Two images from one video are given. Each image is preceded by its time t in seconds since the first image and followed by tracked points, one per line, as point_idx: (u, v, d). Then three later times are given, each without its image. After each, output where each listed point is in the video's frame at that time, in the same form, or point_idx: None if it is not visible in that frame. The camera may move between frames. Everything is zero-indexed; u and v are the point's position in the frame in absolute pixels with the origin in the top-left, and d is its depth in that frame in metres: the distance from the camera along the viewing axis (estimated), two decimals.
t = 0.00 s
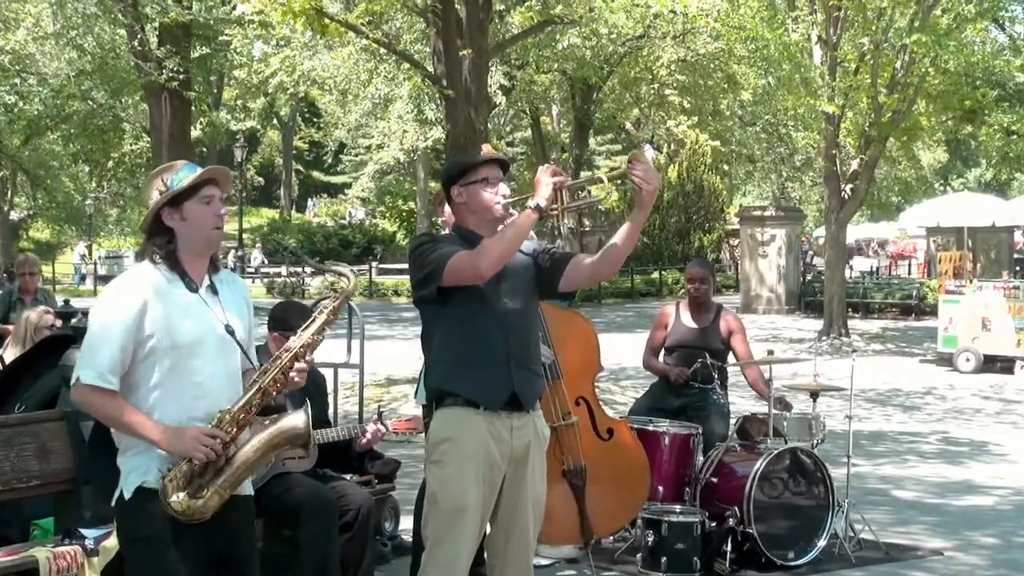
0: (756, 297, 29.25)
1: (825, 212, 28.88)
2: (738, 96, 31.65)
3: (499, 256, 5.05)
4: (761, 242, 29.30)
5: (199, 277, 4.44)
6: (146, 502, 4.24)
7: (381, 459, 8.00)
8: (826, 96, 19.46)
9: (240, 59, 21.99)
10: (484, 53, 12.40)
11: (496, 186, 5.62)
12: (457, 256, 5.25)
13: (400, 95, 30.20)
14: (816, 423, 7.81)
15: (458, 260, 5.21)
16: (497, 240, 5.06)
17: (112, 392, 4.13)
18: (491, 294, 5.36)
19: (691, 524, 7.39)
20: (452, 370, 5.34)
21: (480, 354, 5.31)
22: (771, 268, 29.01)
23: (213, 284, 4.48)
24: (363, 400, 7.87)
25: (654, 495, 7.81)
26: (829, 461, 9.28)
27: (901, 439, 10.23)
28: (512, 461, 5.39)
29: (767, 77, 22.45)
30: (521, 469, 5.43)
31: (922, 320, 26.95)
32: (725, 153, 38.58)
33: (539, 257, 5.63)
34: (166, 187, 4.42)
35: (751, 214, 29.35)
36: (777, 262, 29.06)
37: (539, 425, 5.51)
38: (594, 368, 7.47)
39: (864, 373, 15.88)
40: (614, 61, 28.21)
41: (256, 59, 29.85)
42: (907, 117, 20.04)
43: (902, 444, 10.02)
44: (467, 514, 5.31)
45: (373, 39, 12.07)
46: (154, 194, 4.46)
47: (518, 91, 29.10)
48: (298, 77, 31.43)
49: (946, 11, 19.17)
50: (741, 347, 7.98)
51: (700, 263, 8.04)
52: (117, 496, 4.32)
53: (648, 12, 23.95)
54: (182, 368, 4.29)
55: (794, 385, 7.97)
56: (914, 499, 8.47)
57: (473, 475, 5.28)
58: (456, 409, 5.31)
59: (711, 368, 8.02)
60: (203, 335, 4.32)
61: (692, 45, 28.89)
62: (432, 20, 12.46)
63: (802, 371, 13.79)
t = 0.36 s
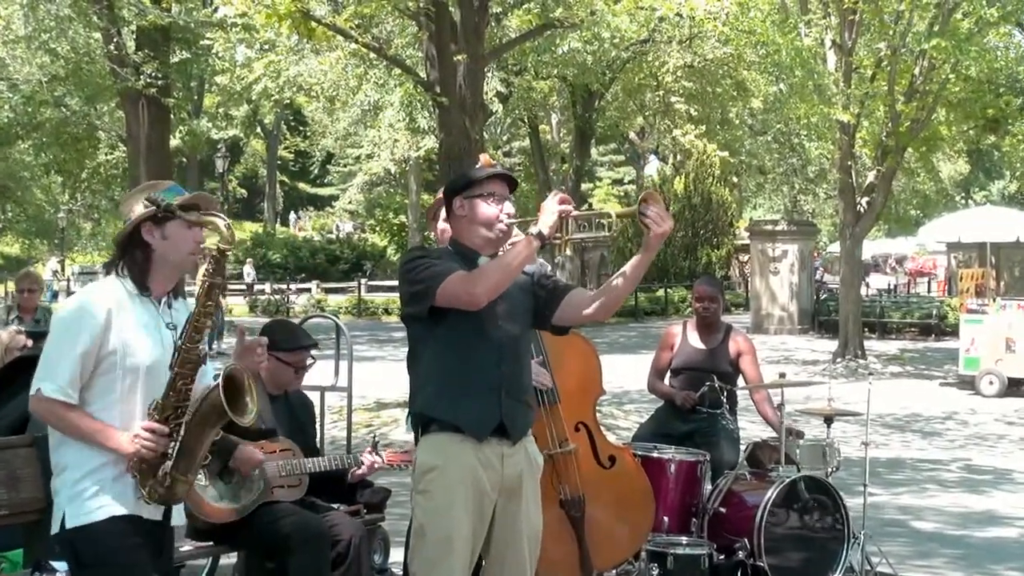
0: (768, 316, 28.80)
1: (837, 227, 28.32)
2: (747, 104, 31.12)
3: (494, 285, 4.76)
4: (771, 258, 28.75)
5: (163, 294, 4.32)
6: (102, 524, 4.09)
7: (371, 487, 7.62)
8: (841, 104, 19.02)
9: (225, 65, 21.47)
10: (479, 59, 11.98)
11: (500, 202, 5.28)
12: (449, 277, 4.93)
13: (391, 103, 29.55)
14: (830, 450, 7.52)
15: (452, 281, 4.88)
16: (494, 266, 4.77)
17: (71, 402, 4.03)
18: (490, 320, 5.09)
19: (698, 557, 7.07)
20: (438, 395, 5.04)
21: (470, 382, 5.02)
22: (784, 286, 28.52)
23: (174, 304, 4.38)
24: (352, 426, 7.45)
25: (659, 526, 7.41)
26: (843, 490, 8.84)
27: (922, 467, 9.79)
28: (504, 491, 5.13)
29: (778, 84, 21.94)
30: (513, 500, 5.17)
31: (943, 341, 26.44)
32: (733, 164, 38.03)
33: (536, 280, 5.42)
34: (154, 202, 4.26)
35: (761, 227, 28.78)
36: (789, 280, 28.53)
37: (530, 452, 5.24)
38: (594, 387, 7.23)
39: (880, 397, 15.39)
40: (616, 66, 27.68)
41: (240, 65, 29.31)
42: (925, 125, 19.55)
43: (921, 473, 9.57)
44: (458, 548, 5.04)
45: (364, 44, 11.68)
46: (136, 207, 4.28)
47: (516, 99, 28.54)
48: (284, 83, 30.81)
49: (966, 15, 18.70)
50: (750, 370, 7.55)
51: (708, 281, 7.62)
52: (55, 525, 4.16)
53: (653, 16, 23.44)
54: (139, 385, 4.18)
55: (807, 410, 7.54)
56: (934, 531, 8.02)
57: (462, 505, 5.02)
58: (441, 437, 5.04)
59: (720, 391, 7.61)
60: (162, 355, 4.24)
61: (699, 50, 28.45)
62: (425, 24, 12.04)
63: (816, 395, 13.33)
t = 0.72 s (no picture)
0: (788, 332, 28.34)
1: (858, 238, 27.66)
2: (765, 108, 30.60)
3: (496, 295, 4.43)
4: (791, 270, 28.19)
5: (120, 306, 4.15)
6: (35, 555, 3.95)
7: (366, 512, 7.13)
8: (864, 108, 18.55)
9: (215, 65, 21.01)
10: (483, 59, 11.59)
11: (502, 213, 4.90)
12: (449, 285, 4.60)
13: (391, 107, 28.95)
14: (854, 472, 7.09)
15: (452, 290, 4.56)
16: (494, 276, 4.43)
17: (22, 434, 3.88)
18: (492, 334, 4.73)
19: None
20: (437, 410, 4.70)
21: (472, 398, 4.67)
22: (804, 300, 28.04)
23: (139, 317, 4.21)
24: (346, 447, 6.97)
25: (672, 554, 7.07)
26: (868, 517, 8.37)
27: (951, 492, 9.34)
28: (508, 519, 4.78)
29: (798, 86, 21.39)
30: (516, 526, 4.83)
31: (972, 358, 25.90)
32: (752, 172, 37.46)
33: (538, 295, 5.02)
34: (95, 211, 4.17)
35: (781, 239, 28.21)
36: (809, 294, 27.99)
37: (535, 476, 4.90)
38: (603, 405, 6.93)
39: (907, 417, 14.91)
40: (627, 68, 27.17)
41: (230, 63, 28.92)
42: (954, 131, 19.16)
43: (951, 498, 9.12)
44: None
45: (362, 44, 11.32)
46: (79, 216, 4.20)
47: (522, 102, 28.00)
48: (275, 84, 30.35)
49: (997, 14, 18.22)
50: (769, 390, 7.14)
51: (724, 296, 7.25)
52: None
53: (666, 16, 23.01)
54: (87, 415, 3.98)
55: (829, 432, 7.13)
56: (964, 560, 7.55)
57: (461, 529, 4.69)
58: (441, 457, 4.70)
59: (736, 412, 7.22)
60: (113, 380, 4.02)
61: (715, 50, 27.98)
62: (425, 23, 11.63)
63: (840, 416, 12.87)
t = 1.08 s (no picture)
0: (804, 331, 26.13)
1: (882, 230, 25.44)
2: (779, 94, 29.88)
3: (483, 314, 4.38)
4: (809, 265, 26.04)
5: (101, 328, 4.25)
6: None
7: (358, 520, 6.74)
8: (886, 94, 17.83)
9: (201, 44, 20.46)
10: (481, 43, 11.18)
11: (503, 209, 4.70)
12: (440, 298, 4.54)
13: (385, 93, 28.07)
14: (875, 479, 6.71)
15: (439, 308, 4.51)
16: (486, 293, 4.37)
17: None
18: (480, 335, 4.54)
19: None
20: (426, 419, 4.65)
21: (462, 408, 4.63)
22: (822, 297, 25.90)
23: (117, 344, 4.29)
24: (337, 451, 6.56)
25: (681, 565, 6.67)
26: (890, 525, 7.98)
27: (977, 500, 8.94)
28: (503, 524, 4.75)
29: (816, 70, 20.72)
30: (514, 532, 4.79)
31: (999, 358, 25.14)
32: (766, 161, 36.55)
33: (537, 297, 5.03)
34: (98, 224, 4.22)
35: (798, 230, 26.13)
36: (829, 290, 25.82)
37: (535, 481, 4.84)
38: (608, 409, 6.54)
39: (931, 421, 14.41)
40: (634, 50, 26.49)
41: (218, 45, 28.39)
42: (982, 117, 18.54)
43: (978, 507, 8.72)
44: None
45: (354, 25, 10.94)
46: (85, 224, 4.25)
47: (523, 86, 27.34)
48: (264, 68, 29.76)
49: None
50: (785, 392, 6.73)
51: (737, 291, 6.85)
52: None
53: None
54: (39, 432, 4.09)
55: (848, 435, 6.72)
56: (991, 571, 7.12)
57: (453, 536, 4.65)
58: (432, 463, 4.66)
59: (750, 416, 6.81)
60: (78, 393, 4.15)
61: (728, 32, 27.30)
62: (421, 4, 11.19)
63: (861, 419, 12.45)
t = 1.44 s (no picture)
0: (826, 318, 24.65)
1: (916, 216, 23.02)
2: (800, 67, 29.03)
3: (469, 322, 4.35)
4: (832, 249, 24.55)
5: (103, 422, 4.05)
6: None
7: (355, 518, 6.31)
8: (914, 64, 16.82)
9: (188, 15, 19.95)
10: (483, 13, 10.82)
11: (504, 198, 4.64)
12: (432, 295, 4.51)
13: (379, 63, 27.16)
14: (903, 476, 6.30)
15: (429, 307, 4.45)
16: (473, 296, 4.35)
17: None
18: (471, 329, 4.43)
19: None
20: (422, 415, 4.54)
21: (459, 404, 4.53)
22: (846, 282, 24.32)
23: (116, 440, 4.09)
24: (331, 445, 6.15)
25: (698, 567, 6.31)
26: (919, 524, 7.60)
27: (1011, 498, 8.54)
28: (506, 523, 4.62)
29: (840, 41, 19.98)
30: (515, 531, 4.66)
31: None
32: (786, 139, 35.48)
33: (540, 290, 4.88)
34: (123, 319, 3.98)
35: (820, 213, 24.54)
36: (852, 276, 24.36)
37: (539, 478, 4.71)
38: (619, 405, 6.17)
39: (963, 415, 13.86)
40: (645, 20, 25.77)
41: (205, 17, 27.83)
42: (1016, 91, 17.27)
43: (1012, 505, 8.31)
44: None
45: None
46: (111, 311, 4.01)
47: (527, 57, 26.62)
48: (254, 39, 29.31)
49: None
50: (807, 383, 6.34)
51: (757, 277, 6.47)
52: None
53: None
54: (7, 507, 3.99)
55: (874, 429, 6.32)
56: None
57: (452, 534, 4.52)
58: (430, 459, 4.54)
59: (771, 408, 6.41)
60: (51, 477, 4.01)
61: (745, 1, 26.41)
62: None
63: (887, 412, 12.03)
